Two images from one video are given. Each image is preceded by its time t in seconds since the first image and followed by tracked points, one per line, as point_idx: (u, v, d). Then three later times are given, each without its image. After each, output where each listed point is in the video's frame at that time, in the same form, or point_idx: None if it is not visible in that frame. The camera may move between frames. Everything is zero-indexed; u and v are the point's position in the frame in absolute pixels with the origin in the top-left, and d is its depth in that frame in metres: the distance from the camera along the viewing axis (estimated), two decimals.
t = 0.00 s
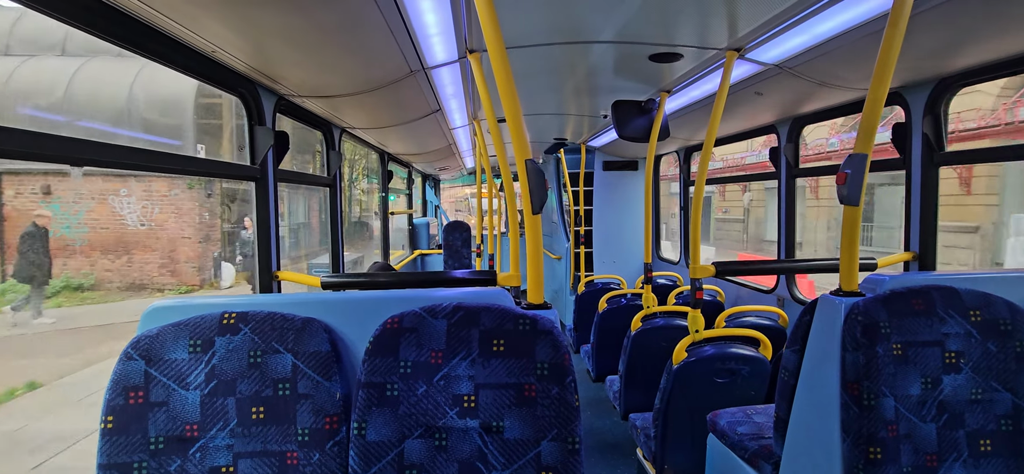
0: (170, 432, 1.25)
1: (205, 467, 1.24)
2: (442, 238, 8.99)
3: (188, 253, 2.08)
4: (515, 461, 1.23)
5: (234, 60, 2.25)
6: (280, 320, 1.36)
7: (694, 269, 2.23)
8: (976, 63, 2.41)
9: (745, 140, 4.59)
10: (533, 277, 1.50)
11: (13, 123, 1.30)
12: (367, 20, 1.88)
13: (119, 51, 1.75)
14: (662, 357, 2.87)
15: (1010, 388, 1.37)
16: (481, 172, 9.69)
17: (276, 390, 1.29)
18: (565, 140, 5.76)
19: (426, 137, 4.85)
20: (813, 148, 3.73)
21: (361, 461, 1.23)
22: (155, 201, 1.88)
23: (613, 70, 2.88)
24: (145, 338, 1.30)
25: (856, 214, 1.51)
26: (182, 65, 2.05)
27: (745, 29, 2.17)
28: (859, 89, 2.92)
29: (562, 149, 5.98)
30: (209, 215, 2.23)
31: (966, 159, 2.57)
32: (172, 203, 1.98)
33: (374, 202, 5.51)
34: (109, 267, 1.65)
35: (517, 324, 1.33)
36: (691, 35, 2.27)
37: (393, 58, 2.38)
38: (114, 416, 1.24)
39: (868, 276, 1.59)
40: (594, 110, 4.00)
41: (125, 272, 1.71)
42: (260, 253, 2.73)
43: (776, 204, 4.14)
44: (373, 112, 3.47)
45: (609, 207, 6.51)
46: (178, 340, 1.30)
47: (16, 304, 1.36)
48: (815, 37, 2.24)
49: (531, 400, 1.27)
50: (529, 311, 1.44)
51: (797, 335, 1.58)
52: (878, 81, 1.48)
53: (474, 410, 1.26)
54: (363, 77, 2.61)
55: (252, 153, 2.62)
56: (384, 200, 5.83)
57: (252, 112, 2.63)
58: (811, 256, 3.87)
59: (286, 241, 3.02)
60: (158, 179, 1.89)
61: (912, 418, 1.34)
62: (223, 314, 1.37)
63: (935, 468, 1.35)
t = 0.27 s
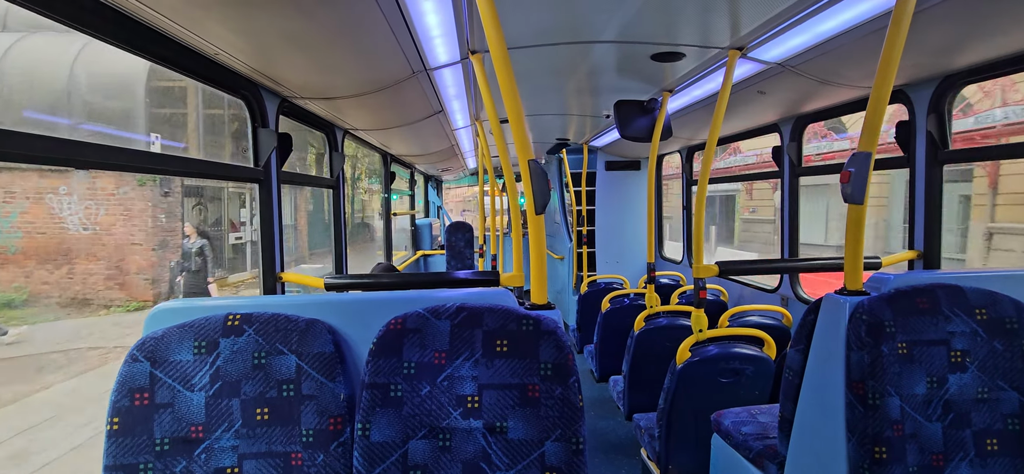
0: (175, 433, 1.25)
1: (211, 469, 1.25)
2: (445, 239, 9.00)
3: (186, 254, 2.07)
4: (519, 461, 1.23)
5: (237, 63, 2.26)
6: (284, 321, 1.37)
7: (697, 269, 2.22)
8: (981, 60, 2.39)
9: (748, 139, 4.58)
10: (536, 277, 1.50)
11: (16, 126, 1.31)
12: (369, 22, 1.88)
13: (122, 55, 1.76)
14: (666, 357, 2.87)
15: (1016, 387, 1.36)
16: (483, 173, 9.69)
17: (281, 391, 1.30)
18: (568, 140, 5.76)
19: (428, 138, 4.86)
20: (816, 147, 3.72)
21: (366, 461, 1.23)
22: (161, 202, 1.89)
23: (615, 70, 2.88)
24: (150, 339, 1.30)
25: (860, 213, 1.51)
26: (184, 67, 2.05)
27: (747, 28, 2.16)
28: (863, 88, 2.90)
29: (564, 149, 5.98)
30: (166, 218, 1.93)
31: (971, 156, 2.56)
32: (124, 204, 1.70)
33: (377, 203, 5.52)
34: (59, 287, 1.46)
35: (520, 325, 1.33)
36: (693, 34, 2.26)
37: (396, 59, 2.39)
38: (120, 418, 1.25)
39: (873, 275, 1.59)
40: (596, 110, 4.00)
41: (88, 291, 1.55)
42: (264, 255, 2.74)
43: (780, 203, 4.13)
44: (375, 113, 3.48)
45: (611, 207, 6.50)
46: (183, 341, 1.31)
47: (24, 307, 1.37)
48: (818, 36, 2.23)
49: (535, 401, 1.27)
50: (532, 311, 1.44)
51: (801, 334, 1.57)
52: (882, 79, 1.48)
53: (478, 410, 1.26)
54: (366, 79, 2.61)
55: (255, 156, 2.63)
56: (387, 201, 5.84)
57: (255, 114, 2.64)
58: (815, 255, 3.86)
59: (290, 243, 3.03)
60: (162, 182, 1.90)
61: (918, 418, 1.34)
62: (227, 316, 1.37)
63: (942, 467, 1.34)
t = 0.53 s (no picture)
0: (180, 433, 1.26)
1: (215, 468, 1.25)
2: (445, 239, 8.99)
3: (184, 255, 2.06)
4: (523, 460, 1.23)
5: (239, 63, 2.26)
6: (288, 321, 1.37)
7: (699, 267, 2.22)
8: (983, 57, 2.38)
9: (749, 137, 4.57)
10: (538, 276, 1.50)
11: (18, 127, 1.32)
12: (370, 22, 1.88)
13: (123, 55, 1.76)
14: (668, 355, 2.87)
15: (1020, 384, 1.36)
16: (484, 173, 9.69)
17: (285, 390, 1.30)
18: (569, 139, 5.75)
19: (429, 138, 4.86)
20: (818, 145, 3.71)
21: (370, 461, 1.23)
22: (159, 202, 1.90)
23: (616, 68, 2.88)
24: (154, 339, 1.31)
25: (863, 210, 1.51)
26: (186, 68, 2.06)
27: (749, 26, 2.16)
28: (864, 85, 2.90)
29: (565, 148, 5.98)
30: (137, 220, 1.79)
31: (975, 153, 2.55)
32: (44, 203, 1.43)
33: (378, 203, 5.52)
34: (6, 317, 1.35)
35: (523, 324, 1.33)
36: (694, 32, 2.26)
37: (397, 59, 2.39)
38: (125, 417, 1.25)
39: (875, 273, 1.59)
40: (597, 109, 3.99)
41: (46, 314, 1.44)
42: (266, 255, 2.74)
43: (781, 201, 4.12)
44: (376, 113, 3.48)
45: (612, 206, 6.50)
46: (187, 341, 1.31)
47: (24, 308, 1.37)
48: (820, 33, 2.23)
49: (538, 399, 1.27)
50: (535, 310, 1.45)
51: (804, 332, 1.57)
52: (885, 77, 1.48)
53: (481, 409, 1.26)
54: (367, 79, 2.62)
55: (257, 156, 2.64)
56: (388, 200, 5.84)
57: (256, 115, 2.64)
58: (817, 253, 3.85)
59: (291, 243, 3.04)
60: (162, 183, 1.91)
61: (921, 415, 1.34)
62: (231, 316, 1.38)
63: (945, 465, 1.34)
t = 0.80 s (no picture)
0: (181, 433, 1.26)
1: (216, 468, 1.25)
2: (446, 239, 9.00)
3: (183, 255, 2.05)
4: (523, 460, 1.23)
5: (238, 63, 2.26)
6: (288, 321, 1.37)
7: (700, 267, 2.22)
8: (983, 56, 2.39)
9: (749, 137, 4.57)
10: (539, 275, 1.50)
11: (19, 127, 1.32)
12: (370, 23, 1.89)
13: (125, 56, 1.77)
14: (668, 355, 2.87)
15: (1020, 383, 1.36)
16: (484, 172, 9.69)
17: (285, 390, 1.30)
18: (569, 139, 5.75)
19: (429, 138, 4.86)
20: (818, 144, 3.72)
21: (370, 460, 1.23)
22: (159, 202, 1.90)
23: (616, 68, 2.88)
24: (155, 339, 1.31)
25: (863, 210, 1.51)
26: (187, 68, 2.06)
27: (749, 25, 2.16)
28: (864, 85, 2.90)
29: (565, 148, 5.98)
30: (137, 220, 1.79)
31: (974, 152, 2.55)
32: None
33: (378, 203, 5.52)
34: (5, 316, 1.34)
35: (524, 324, 1.33)
36: (694, 32, 2.26)
37: (397, 59, 2.39)
38: (126, 417, 1.25)
39: (876, 272, 1.59)
40: (597, 108, 3.99)
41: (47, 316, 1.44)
42: (266, 255, 2.75)
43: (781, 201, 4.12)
44: (376, 113, 3.48)
45: (612, 206, 6.50)
46: (188, 341, 1.31)
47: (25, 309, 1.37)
48: (820, 33, 2.23)
49: (538, 399, 1.27)
50: (536, 309, 1.45)
51: (804, 331, 1.57)
52: (885, 76, 1.48)
53: (482, 409, 1.26)
54: (367, 79, 2.62)
55: (257, 157, 2.64)
56: (388, 200, 5.84)
57: (256, 115, 2.64)
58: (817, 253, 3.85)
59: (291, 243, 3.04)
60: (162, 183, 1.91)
61: (922, 414, 1.34)
62: (232, 316, 1.38)
63: (946, 464, 1.34)
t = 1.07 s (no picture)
0: (176, 433, 1.25)
1: (211, 468, 1.25)
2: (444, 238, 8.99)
3: (179, 255, 2.05)
4: (520, 459, 1.23)
5: (235, 62, 2.26)
6: (284, 321, 1.37)
7: (697, 266, 2.22)
8: (979, 56, 2.39)
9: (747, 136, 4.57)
10: (536, 275, 1.50)
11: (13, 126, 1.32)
12: (367, 22, 1.89)
13: (122, 55, 1.77)
14: (666, 354, 2.87)
15: (1016, 382, 1.36)
16: (483, 172, 9.69)
17: (281, 390, 1.30)
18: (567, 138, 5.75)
19: (427, 137, 4.85)
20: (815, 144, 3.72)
21: (366, 460, 1.23)
22: (155, 201, 1.90)
23: (614, 67, 2.88)
24: (150, 339, 1.30)
25: (860, 209, 1.51)
26: (184, 67, 2.06)
27: (746, 25, 2.16)
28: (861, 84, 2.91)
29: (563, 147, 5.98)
30: (131, 219, 1.79)
31: (971, 152, 2.56)
32: None
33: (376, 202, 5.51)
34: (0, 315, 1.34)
35: (520, 323, 1.33)
36: (692, 32, 2.26)
37: (394, 58, 2.39)
38: (121, 418, 1.25)
39: (872, 272, 1.59)
40: (595, 108, 3.99)
41: (43, 316, 1.44)
42: (264, 254, 2.74)
43: (779, 200, 4.13)
44: (374, 112, 3.48)
45: (611, 205, 6.50)
46: (183, 341, 1.31)
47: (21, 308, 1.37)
48: (817, 33, 2.23)
49: (535, 399, 1.27)
50: (533, 309, 1.44)
51: (801, 331, 1.57)
52: (881, 75, 1.48)
53: (478, 409, 1.26)
54: (365, 78, 2.61)
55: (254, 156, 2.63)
56: (387, 199, 5.83)
57: (253, 114, 2.63)
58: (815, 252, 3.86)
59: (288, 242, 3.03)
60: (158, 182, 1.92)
61: (918, 413, 1.34)
62: (227, 316, 1.37)
63: (942, 463, 1.34)
